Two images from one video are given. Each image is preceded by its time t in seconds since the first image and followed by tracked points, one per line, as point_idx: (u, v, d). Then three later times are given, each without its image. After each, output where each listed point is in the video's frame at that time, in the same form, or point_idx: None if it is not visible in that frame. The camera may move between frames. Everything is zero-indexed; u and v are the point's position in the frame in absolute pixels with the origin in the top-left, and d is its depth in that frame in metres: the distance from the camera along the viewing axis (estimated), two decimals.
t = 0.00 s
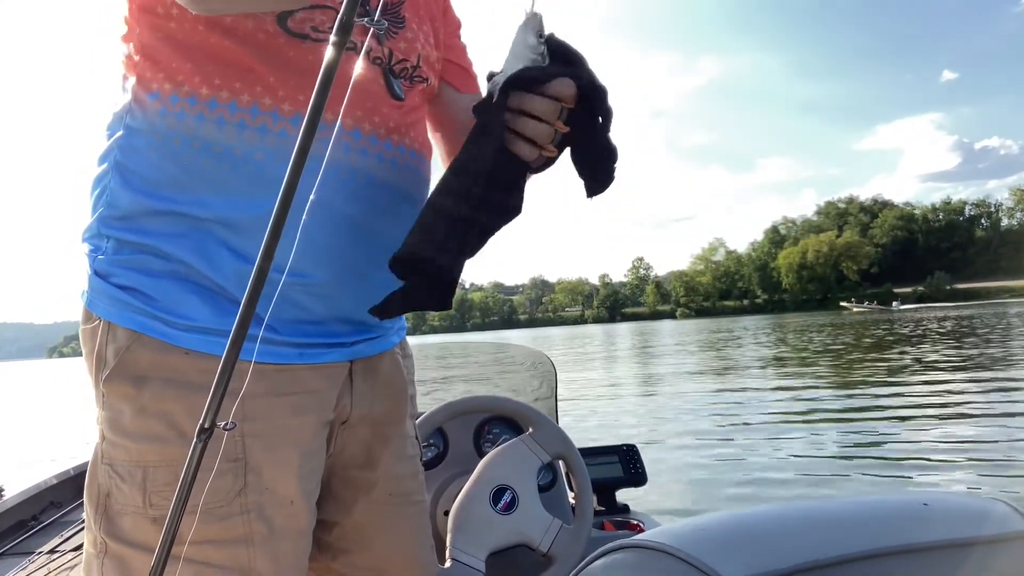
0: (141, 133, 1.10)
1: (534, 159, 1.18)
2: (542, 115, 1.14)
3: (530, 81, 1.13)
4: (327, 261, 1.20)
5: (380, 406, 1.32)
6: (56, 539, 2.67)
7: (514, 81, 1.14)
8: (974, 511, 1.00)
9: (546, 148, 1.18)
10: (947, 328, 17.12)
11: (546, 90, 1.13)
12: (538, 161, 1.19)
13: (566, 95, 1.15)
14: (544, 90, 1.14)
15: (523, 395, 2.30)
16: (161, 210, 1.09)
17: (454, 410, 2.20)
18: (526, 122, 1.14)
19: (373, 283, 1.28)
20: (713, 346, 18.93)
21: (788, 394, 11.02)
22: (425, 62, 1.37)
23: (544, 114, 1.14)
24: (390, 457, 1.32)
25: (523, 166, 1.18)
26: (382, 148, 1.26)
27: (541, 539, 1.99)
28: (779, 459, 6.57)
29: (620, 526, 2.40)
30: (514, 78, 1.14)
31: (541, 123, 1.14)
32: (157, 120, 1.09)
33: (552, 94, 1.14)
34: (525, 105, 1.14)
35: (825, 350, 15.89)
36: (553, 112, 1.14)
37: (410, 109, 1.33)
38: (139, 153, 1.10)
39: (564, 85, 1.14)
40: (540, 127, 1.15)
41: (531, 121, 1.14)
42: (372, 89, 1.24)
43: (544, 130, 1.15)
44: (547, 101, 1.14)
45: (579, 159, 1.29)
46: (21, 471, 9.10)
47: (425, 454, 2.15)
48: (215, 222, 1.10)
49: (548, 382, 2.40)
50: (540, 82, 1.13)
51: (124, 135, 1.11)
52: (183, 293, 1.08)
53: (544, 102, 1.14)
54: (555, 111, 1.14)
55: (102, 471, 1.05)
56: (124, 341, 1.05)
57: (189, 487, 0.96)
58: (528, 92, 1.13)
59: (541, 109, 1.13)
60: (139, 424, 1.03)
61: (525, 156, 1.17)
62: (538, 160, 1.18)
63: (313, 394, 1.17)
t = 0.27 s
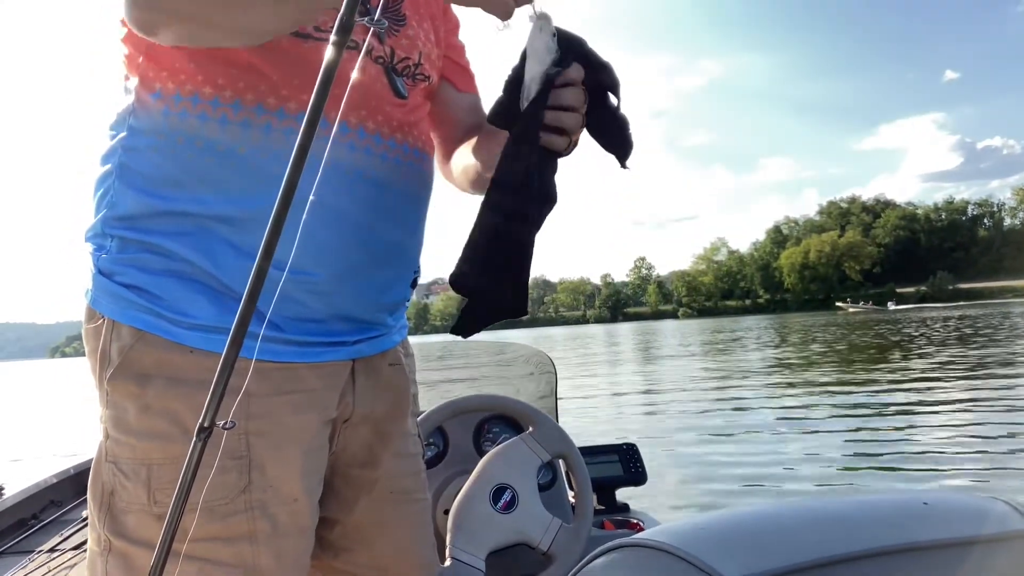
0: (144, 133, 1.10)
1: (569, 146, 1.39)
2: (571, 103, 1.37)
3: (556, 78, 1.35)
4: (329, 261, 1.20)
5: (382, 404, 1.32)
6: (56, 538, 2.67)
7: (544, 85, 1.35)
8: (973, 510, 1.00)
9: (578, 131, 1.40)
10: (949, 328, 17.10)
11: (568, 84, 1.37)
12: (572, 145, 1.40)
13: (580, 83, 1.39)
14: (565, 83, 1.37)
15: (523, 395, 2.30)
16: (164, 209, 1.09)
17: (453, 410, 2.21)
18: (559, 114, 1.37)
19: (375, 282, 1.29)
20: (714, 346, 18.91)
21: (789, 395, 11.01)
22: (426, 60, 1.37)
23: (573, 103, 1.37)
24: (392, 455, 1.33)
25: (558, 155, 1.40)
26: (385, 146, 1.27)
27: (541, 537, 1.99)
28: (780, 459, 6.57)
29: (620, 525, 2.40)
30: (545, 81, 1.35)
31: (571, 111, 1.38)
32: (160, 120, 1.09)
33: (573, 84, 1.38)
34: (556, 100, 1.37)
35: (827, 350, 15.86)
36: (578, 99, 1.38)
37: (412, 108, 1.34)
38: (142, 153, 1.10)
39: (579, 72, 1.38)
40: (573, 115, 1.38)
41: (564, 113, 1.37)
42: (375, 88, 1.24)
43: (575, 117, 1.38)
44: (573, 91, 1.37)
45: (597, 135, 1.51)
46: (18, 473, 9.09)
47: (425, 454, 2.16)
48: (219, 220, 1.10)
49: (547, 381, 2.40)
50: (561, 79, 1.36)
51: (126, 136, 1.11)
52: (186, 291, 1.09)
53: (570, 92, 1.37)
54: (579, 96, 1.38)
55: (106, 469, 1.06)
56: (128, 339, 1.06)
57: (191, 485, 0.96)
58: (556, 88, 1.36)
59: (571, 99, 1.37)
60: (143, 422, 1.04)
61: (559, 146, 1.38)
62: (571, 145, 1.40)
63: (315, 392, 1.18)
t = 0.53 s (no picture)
0: (145, 137, 1.11)
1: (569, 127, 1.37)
2: (570, 86, 1.32)
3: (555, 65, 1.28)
4: (330, 261, 1.20)
5: (384, 405, 1.32)
6: (57, 539, 2.68)
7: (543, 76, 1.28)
8: (974, 510, 1.01)
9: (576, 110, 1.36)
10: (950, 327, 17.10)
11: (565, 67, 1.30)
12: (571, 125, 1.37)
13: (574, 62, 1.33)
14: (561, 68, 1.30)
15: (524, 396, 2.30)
16: (166, 212, 1.10)
17: (453, 410, 2.21)
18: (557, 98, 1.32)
19: (376, 282, 1.29)
20: (715, 346, 18.90)
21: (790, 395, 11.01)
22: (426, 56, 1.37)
23: (571, 85, 1.32)
24: (393, 455, 1.33)
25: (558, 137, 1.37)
26: (386, 147, 1.27)
27: (542, 538, 1.99)
28: (781, 460, 6.56)
29: (620, 525, 2.40)
30: (543, 71, 1.28)
31: (569, 93, 1.33)
32: (161, 125, 1.10)
33: (568, 66, 1.32)
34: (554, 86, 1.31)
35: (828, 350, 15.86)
36: (576, 81, 1.32)
37: (413, 108, 1.34)
38: (143, 156, 1.11)
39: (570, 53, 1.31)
40: (571, 96, 1.33)
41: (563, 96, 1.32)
42: (374, 88, 1.24)
43: (572, 97, 1.34)
44: (569, 73, 1.31)
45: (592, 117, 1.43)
46: (19, 473, 9.10)
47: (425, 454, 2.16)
48: (220, 222, 1.11)
49: (547, 382, 2.41)
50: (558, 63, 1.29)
51: (127, 140, 1.12)
52: (188, 293, 1.09)
53: (567, 75, 1.31)
54: (575, 77, 1.32)
55: (109, 469, 1.06)
56: (130, 340, 1.06)
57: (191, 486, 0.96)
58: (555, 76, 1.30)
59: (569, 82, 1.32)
60: (146, 423, 1.04)
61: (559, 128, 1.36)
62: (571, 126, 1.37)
63: (317, 393, 1.18)
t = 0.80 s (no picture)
0: (143, 143, 1.11)
1: (566, 110, 1.38)
2: (559, 75, 1.34)
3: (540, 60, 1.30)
4: (330, 263, 1.20)
5: (384, 405, 1.32)
6: (58, 540, 2.68)
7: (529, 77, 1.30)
8: (974, 511, 1.00)
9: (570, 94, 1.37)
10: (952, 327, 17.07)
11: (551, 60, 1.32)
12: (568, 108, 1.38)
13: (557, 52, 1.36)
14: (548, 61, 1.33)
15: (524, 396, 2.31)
16: (165, 216, 1.10)
17: (454, 410, 2.21)
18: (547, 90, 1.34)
19: (377, 283, 1.30)
20: (717, 346, 18.88)
21: (792, 395, 11.00)
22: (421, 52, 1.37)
23: (559, 74, 1.34)
24: (394, 455, 1.33)
25: (557, 122, 1.39)
26: (383, 147, 1.27)
27: (542, 539, 1.99)
28: (782, 460, 6.56)
29: (621, 526, 2.40)
30: (530, 70, 1.30)
31: (558, 82, 1.34)
32: (158, 131, 1.10)
33: (553, 57, 1.34)
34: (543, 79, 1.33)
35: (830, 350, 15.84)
36: (563, 69, 1.34)
37: (410, 105, 1.34)
38: (141, 161, 1.11)
39: (552, 44, 1.34)
40: (561, 85, 1.35)
41: (552, 87, 1.34)
42: (370, 87, 1.24)
43: (563, 85, 1.36)
44: (556, 64, 1.33)
45: (583, 94, 1.46)
46: (20, 473, 9.11)
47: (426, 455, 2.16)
48: (219, 225, 1.11)
49: (548, 382, 2.41)
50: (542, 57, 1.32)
51: (126, 145, 1.12)
52: (188, 294, 1.09)
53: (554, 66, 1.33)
54: (562, 66, 1.34)
55: (111, 470, 1.06)
56: (132, 341, 1.06)
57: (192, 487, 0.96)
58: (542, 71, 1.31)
59: (557, 73, 1.33)
60: (148, 423, 1.04)
61: (556, 114, 1.37)
62: (569, 108, 1.38)
63: (317, 393, 1.18)
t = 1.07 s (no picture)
0: (142, 146, 1.11)
1: (561, 104, 1.36)
2: (551, 69, 1.32)
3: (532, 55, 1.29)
4: (330, 263, 1.20)
5: (385, 404, 1.32)
6: (59, 540, 2.69)
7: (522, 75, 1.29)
8: (976, 511, 1.00)
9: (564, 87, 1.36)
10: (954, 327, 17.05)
11: (542, 54, 1.31)
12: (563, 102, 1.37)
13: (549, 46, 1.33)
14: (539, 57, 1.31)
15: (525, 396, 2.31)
16: (164, 218, 1.10)
17: (454, 411, 2.21)
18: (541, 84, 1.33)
19: (377, 283, 1.30)
20: (718, 346, 18.87)
21: (793, 395, 11.00)
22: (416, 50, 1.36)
23: (552, 68, 1.32)
24: (395, 455, 1.33)
25: (552, 115, 1.38)
26: (381, 146, 1.28)
27: (543, 539, 1.99)
28: (784, 460, 6.55)
29: (622, 525, 2.40)
30: (522, 66, 1.28)
31: (551, 76, 1.33)
32: (156, 134, 1.11)
33: (545, 52, 1.32)
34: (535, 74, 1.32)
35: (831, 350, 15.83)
36: (555, 63, 1.33)
37: (406, 104, 1.34)
38: (140, 164, 1.11)
39: (544, 38, 1.32)
40: (554, 78, 1.34)
41: (544, 81, 1.33)
42: (367, 86, 1.25)
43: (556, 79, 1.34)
44: (547, 58, 1.32)
45: (575, 88, 1.45)
46: (22, 474, 9.13)
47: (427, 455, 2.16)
48: (218, 227, 1.11)
49: (549, 382, 2.41)
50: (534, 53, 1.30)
51: (125, 148, 1.12)
52: (188, 296, 1.09)
53: (545, 61, 1.32)
54: (553, 60, 1.33)
55: (113, 471, 1.06)
56: (133, 342, 1.06)
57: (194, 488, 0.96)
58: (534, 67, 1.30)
59: (549, 67, 1.32)
60: (149, 424, 1.04)
61: (551, 108, 1.36)
62: (564, 102, 1.37)
63: (317, 393, 1.18)
